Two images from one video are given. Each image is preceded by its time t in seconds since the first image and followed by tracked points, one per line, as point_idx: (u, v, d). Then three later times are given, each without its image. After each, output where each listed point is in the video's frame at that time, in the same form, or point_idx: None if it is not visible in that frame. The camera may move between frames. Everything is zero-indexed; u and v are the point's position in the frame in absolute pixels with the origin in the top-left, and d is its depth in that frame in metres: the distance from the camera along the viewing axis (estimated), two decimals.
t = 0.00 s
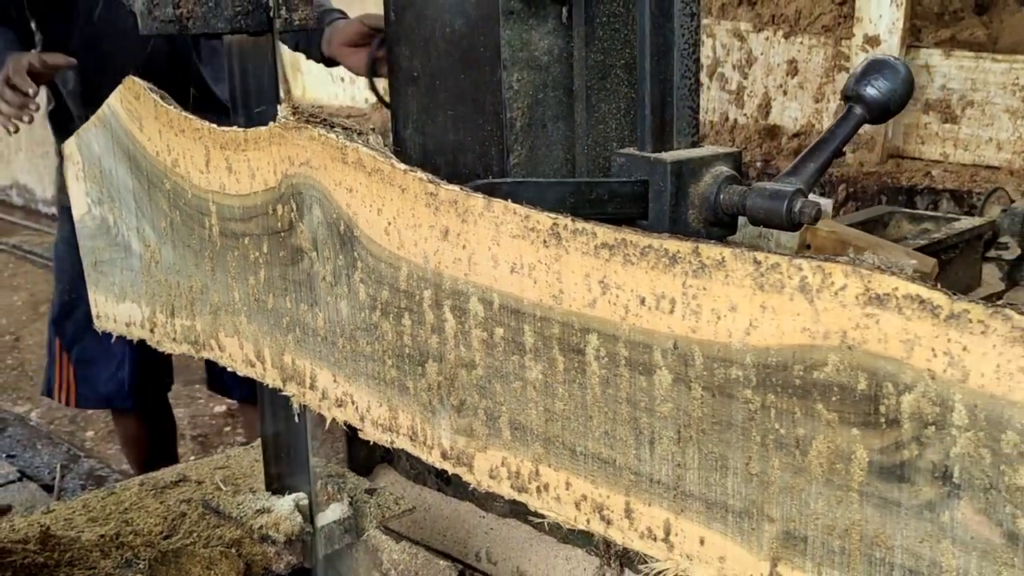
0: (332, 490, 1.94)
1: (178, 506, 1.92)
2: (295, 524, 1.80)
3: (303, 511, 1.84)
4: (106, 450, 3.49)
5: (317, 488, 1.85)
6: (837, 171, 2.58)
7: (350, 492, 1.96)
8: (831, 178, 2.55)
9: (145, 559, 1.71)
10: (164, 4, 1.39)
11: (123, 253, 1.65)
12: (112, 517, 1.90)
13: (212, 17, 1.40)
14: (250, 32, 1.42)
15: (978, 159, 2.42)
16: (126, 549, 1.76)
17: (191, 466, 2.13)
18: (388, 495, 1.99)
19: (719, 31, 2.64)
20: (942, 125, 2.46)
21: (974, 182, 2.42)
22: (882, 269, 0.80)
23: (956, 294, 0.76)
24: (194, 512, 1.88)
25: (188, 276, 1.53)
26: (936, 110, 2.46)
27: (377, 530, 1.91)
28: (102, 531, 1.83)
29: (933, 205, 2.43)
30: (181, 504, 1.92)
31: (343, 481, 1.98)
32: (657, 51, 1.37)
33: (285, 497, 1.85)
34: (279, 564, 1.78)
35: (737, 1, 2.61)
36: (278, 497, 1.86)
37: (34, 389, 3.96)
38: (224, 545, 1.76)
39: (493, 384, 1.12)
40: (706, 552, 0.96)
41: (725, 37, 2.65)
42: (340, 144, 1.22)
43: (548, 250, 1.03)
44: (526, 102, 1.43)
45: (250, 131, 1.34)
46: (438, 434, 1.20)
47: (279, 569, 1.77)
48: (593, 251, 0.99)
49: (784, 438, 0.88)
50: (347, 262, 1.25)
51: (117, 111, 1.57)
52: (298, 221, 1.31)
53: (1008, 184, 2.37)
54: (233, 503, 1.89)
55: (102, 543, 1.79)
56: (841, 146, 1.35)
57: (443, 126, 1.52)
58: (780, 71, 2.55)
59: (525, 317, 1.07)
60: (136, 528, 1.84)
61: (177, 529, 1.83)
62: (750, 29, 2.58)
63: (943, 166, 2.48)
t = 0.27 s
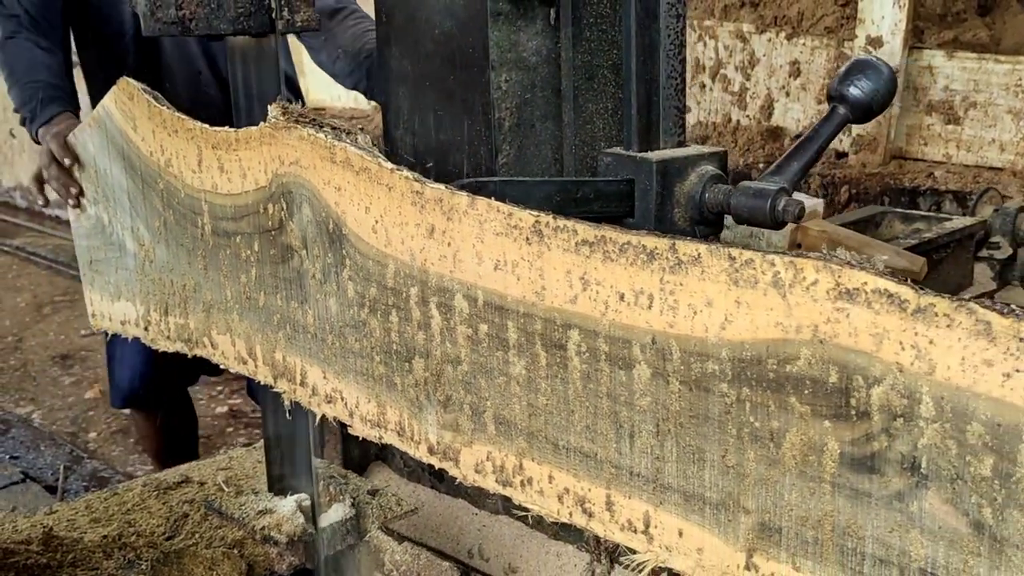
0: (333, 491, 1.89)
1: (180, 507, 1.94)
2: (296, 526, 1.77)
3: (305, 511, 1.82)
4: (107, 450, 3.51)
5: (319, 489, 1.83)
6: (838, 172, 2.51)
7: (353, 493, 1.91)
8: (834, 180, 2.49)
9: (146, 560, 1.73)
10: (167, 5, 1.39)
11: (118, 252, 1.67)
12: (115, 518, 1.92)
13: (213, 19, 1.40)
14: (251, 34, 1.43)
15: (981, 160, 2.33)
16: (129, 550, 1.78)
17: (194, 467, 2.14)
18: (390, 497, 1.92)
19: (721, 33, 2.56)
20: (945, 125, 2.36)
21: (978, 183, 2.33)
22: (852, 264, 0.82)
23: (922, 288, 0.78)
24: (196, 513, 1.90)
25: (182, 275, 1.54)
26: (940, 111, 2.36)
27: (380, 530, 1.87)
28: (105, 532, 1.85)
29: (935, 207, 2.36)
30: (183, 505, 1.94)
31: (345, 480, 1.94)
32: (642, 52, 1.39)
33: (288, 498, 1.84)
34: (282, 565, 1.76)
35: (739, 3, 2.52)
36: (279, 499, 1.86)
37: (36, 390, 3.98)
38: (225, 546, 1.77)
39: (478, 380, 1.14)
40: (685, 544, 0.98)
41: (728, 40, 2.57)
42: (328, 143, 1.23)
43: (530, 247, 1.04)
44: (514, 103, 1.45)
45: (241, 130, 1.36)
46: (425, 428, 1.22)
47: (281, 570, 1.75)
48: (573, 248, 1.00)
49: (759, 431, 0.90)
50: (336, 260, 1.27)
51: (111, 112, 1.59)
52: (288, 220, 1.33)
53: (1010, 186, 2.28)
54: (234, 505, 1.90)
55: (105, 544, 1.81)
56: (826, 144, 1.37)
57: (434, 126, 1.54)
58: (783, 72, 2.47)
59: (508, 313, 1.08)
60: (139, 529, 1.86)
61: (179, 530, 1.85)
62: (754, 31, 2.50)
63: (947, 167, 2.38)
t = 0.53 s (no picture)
0: (334, 491, 1.96)
1: (181, 506, 1.95)
2: (298, 524, 1.82)
3: (306, 510, 1.86)
4: (108, 450, 3.53)
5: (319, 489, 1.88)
6: (840, 172, 2.53)
7: (353, 492, 1.98)
8: (836, 180, 2.52)
9: (148, 559, 1.74)
10: (168, 5, 1.40)
11: (114, 250, 1.68)
12: (116, 517, 1.93)
13: (214, 19, 1.41)
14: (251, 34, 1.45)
15: (983, 160, 2.37)
16: (130, 549, 1.80)
17: (195, 467, 2.15)
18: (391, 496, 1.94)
19: (723, 33, 2.63)
20: (947, 125, 2.42)
21: (978, 183, 2.37)
22: (831, 259, 0.83)
23: (899, 282, 0.79)
24: (198, 512, 1.91)
25: (177, 273, 1.56)
26: (941, 110, 2.42)
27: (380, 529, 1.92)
28: (106, 531, 1.87)
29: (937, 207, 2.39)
30: (185, 504, 1.95)
31: (347, 481, 2.00)
32: (632, 51, 1.41)
33: (289, 498, 1.88)
34: (284, 564, 1.80)
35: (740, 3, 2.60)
36: (280, 498, 1.89)
37: (38, 389, 4.00)
38: (228, 545, 1.78)
39: (467, 375, 1.15)
40: (670, 536, 0.99)
41: (729, 39, 2.64)
42: (321, 142, 1.25)
43: (518, 243, 1.06)
44: (507, 102, 1.47)
45: (235, 129, 1.37)
46: (416, 424, 1.23)
47: (283, 569, 1.79)
48: (560, 244, 1.02)
49: (741, 424, 0.91)
50: (328, 257, 1.28)
51: (107, 111, 1.60)
52: (281, 218, 1.34)
53: (1011, 186, 2.32)
54: (236, 504, 1.91)
55: (106, 543, 1.83)
56: (814, 143, 1.38)
57: (427, 125, 1.55)
58: (784, 72, 2.54)
59: (497, 309, 1.10)
60: (140, 528, 1.88)
61: (181, 529, 1.86)
62: (754, 32, 2.57)
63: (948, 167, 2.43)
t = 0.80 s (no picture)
0: (338, 491, 2.05)
1: (184, 507, 2.03)
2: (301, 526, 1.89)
3: (309, 511, 1.93)
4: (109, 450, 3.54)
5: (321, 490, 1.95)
6: (841, 174, 2.43)
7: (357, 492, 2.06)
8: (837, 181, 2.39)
9: (150, 562, 1.83)
10: (170, 7, 1.43)
11: (112, 250, 1.69)
12: (119, 518, 2.01)
13: (217, 21, 1.42)
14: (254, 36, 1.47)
15: (985, 161, 2.24)
16: (133, 550, 1.88)
17: (198, 470, 2.21)
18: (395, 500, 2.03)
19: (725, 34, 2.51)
20: (949, 125, 2.28)
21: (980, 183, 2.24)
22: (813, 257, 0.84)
23: (878, 279, 0.80)
24: (200, 513, 1.99)
25: (173, 272, 1.57)
26: (944, 111, 2.27)
27: (382, 531, 1.97)
28: (110, 533, 1.95)
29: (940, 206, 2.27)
30: (187, 505, 2.03)
31: (351, 482, 2.08)
32: (624, 53, 1.42)
33: (291, 498, 1.96)
34: (286, 565, 1.89)
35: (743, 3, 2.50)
36: (283, 499, 1.97)
37: (41, 390, 4.02)
38: (230, 547, 1.88)
39: (458, 373, 1.16)
40: (656, 532, 1.00)
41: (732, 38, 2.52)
42: (314, 142, 1.26)
43: (507, 243, 1.07)
44: (500, 103, 1.48)
45: (230, 130, 1.39)
46: (408, 421, 1.24)
47: (285, 570, 1.88)
48: (549, 243, 1.03)
49: (726, 420, 0.92)
50: (322, 257, 1.30)
51: (104, 112, 1.62)
52: (275, 218, 1.35)
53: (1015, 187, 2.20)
54: (237, 506, 1.99)
55: (110, 544, 1.91)
56: (803, 143, 1.40)
57: (421, 125, 1.56)
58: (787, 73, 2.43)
59: (486, 308, 1.11)
60: (143, 529, 1.96)
61: (183, 531, 1.94)
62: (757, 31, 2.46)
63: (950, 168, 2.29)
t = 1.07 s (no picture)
0: (341, 491, 1.95)
1: (187, 509, 2.03)
2: (302, 527, 1.87)
3: (311, 513, 1.90)
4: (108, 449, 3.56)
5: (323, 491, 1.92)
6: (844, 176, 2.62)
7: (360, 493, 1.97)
8: (841, 184, 2.56)
9: (154, 562, 1.83)
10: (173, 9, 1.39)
11: (107, 249, 1.71)
12: (122, 519, 2.02)
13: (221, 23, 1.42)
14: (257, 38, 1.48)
15: (987, 162, 2.41)
16: (137, 551, 1.88)
17: (201, 471, 2.22)
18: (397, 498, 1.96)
19: (727, 36, 2.71)
20: (951, 127, 2.45)
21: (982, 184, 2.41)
22: (787, 254, 0.86)
23: (849, 276, 0.82)
24: (203, 514, 2.00)
25: (168, 271, 1.59)
26: (946, 113, 2.44)
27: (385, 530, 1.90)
28: (113, 533, 1.95)
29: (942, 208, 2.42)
30: (189, 507, 2.04)
31: (353, 482, 1.99)
32: (611, 54, 1.44)
33: (294, 499, 1.94)
34: (289, 565, 1.88)
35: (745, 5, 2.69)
36: (285, 500, 1.95)
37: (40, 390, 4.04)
38: (233, 547, 1.87)
39: (445, 369, 1.18)
40: (637, 524, 1.02)
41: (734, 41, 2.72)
42: (304, 142, 1.28)
43: (492, 241, 1.09)
44: (490, 103, 1.50)
45: (222, 130, 1.41)
46: (397, 417, 1.26)
47: (288, 570, 1.87)
48: (532, 241, 1.05)
49: (704, 414, 0.94)
50: (312, 255, 1.32)
51: (100, 113, 1.64)
52: (267, 217, 1.37)
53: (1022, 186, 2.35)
54: (241, 506, 1.99)
55: (113, 545, 1.91)
56: (788, 143, 1.42)
57: (412, 124, 1.58)
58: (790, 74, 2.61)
59: (473, 304, 1.13)
60: (146, 530, 1.96)
61: (186, 531, 1.95)
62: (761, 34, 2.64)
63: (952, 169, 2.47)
